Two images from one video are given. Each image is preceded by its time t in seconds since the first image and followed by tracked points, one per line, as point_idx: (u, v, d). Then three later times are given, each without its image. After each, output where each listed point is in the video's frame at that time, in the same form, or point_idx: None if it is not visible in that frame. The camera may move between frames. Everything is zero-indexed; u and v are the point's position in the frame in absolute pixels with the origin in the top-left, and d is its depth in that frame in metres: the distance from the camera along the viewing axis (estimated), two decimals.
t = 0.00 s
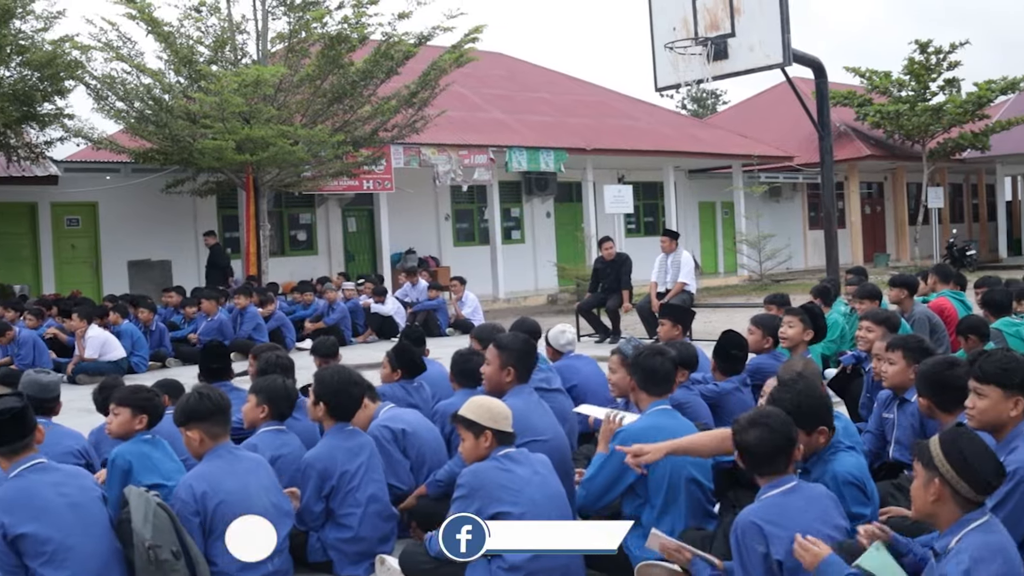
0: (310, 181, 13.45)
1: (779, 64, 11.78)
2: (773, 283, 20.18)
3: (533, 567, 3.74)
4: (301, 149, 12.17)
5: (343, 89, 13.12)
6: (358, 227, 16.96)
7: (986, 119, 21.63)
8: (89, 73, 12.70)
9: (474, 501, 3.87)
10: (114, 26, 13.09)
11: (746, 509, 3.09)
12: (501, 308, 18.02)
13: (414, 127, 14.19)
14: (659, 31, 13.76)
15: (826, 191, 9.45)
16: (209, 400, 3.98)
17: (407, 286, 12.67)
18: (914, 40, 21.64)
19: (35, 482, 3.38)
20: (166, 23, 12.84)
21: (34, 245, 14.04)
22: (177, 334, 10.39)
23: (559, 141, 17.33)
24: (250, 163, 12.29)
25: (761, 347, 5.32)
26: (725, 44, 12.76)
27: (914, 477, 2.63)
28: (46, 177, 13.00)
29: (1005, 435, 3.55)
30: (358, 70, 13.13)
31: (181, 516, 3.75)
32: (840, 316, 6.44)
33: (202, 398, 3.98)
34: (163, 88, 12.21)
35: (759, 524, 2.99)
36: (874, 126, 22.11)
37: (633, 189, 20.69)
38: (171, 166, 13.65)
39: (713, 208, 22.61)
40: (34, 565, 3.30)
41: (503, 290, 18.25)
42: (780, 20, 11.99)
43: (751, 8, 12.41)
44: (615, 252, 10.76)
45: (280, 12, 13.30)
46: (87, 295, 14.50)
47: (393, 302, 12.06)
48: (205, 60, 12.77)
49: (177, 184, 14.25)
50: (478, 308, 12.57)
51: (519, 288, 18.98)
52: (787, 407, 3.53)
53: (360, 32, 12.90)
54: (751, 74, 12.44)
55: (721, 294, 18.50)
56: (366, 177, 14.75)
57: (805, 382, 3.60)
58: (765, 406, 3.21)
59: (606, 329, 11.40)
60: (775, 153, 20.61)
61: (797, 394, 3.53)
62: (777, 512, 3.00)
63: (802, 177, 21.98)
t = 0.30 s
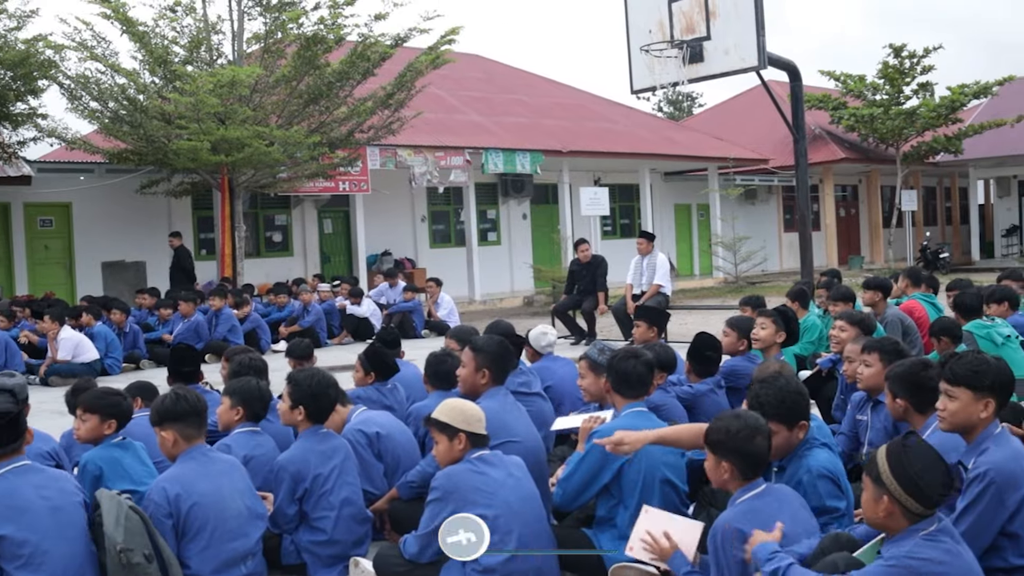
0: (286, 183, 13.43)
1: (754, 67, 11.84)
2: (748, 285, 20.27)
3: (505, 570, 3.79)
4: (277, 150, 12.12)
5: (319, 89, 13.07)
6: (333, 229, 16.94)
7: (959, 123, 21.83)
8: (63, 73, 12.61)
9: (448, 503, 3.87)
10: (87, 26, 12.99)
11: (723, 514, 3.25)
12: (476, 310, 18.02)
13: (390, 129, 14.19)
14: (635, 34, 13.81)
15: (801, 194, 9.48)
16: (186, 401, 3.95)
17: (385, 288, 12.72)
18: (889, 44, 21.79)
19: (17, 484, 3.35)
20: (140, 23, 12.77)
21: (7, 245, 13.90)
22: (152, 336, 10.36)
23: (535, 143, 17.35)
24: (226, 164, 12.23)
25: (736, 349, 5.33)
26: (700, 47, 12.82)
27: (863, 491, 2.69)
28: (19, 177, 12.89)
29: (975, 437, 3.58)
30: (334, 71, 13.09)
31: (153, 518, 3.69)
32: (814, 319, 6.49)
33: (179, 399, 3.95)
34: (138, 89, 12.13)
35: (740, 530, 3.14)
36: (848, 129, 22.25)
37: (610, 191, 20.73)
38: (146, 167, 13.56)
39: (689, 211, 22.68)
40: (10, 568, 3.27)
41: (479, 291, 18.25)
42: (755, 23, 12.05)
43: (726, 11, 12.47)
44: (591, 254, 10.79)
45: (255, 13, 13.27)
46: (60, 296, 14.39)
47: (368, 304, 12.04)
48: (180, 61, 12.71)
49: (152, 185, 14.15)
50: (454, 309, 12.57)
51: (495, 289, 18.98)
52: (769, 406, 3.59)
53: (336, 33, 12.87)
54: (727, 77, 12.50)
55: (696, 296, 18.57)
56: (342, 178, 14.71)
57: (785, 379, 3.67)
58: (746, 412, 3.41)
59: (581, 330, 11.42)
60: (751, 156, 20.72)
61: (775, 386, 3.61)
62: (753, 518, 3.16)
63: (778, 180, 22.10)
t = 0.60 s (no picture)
0: (260, 184, 13.41)
1: (728, 69, 11.92)
2: (722, 287, 20.37)
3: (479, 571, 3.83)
4: (252, 151, 12.08)
5: (294, 90, 13.01)
6: (308, 230, 16.90)
7: (932, 126, 22.03)
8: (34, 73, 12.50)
9: (422, 505, 3.86)
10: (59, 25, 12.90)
11: (693, 515, 3.27)
12: (452, 311, 18.02)
13: (366, 130, 14.16)
14: (610, 36, 13.86)
15: (774, 197, 9.53)
16: (159, 401, 3.90)
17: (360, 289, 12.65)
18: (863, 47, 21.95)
19: (19, 486, 3.36)
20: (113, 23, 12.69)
21: None
22: (126, 337, 10.32)
23: (510, 144, 17.38)
24: (200, 165, 12.17)
25: (710, 351, 5.35)
26: (675, 50, 12.87)
27: (857, 493, 2.69)
28: None
29: (945, 439, 3.60)
30: (309, 72, 13.04)
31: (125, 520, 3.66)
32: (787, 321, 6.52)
33: (152, 399, 3.91)
34: (111, 89, 12.05)
35: (716, 530, 3.16)
36: (822, 131, 22.40)
37: (585, 193, 20.77)
38: (119, 167, 13.46)
39: (664, 212, 22.75)
40: None
41: (455, 293, 18.24)
42: (729, 25, 12.11)
43: (701, 13, 12.55)
44: (566, 255, 10.83)
45: (230, 13, 13.23)
46: (32, 298, 14.26)
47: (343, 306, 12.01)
48: (154, 61, 12.64)
49: (125, 186, 14.05)
50: (429, 311, 12.57)
51: (470, 291, 18.97)
52: (740, 397, 3.73)
53: (311, 34, 12.85)
54: (701, 79, 12.56)
55: (671, 297, 18.65)
56: (316, 180, 14.66)
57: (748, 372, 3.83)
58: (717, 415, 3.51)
59: (556, 332, 11.44)
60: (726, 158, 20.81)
61: (743, 376, 3.78)
62: (722, 518, 3.19)
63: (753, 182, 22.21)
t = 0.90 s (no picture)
0: (238, 185, 13.38)
1: (705, 70, 11.96)
2: (701, 287, 20.44)
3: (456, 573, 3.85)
4: (229, 152, 12.02)
5: (271, 91, 12.95)
6: (286, 231, 16.85)
7: (908, 127, 22.17)
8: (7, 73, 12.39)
9: (400, 507, 3.86)
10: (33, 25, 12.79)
11: (664, 517, 3.29)
12: (431, 312, 18.00)
13: (343, 131, 14.11)
14: (587, 37, 13.88)
15: (752, 197, 9.55)
16: (131, 403, 3.87)
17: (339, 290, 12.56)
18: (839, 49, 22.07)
19: (15, 488, 3.31)
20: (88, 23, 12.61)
21: None
22: (103, 339, 10.27)
23: (489, 145, 17.38)
24: (177, 166, 12.11)
25: (688, 351, 5.38)
26: (652, 50, 12.89)
27: (857, 492, 2.76)
28: None
29: (916, 438, 3.64)
30: (286, 73, 12.98)
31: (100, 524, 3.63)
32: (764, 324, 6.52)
33: (125, 401, 3.87)
34: (86, 89, 11.97)
35: (688, 529, 3.18)
36: (799, 132, 22.51)
37: (563, 194, 20.79)
38: (94, 168, 13.36)
39: (642, 213, 22.80)
40: None
41: (433, 294, 18.23)
42: (706, 27, 12.15)
43: (678, 15, 12.59)
44: (543, 256, 10.84)
45: (207, 13, 13.18)
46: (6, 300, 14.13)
47: (320, 308, 11.98)
48: (130, 61, 12.57)
49: (100, 187, 13.95)
50: (407, 311, 12.56)
51: (449, 292, 18.96)
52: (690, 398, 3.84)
53: (288, 34, 12.82)
54: (678, 80, 12.60)
55: (650, 298, 18.70)
56: (294, 181, 14.61)
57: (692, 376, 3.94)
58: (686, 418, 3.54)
59: (534, 332, 11.45)
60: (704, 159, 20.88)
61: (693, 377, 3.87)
62: (691, 517, 3.20)
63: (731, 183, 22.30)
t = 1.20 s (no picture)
0: (216, 185, 13.35)
1: (684, 71, 12.00)
2: (680, 287, 20.50)
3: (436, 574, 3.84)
4: (207, 153, 11.98)
5: (249, 91, 12.90)
6: (265, 232, 16.80)
7: (885, 127, 22.30)
8: None
9: (378, 507, 3.85)
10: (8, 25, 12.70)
11: (640, 516, 3.30)
12: (410, 312, 17.99)
13: (322, 132, 14.07)
14: (565, 38, 13.90)
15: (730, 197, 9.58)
16: (110, 405, 3.86)
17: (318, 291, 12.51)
18: (817, 49, 22.18)
19: None
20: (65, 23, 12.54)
21: None
22: (80, 340, 10.23)
23: (467, 146, 17.39)
24: (155, 167, 12.07)
25: (666, 351, 5.40)
26: (630, 51, 12.93)
27: (826, 490, 2.78)
28: None
29: (888, 437, 3.67)
30: (265, 74, 12.93)
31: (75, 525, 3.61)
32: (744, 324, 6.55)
33: (102, 402, 3.86)
34: (63, 90, 11.90)
35: (666, 528, 3.18)
36: (777, 133, 22.60)
37: (542, 194, 20.82)
38: (70, 169, 13.27)
39: (621, 213, 22.85)
40: None
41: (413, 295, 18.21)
42: (685, 27, 12.17)
43: (656, 15, 12.62)
44: (523, 256, 10.85)
45: (185, 13, 13.13)
46: None
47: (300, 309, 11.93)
48: (107, 61, 12.51)
49: (78, 188, 13.88)
50: (386, 312, 12.56)
51: (428, 293, 18.94)
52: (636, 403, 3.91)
53: (266, 35, 12.80)
54: (656, 80, 12.64)
55: (629, 298, 18.74)
56: (273, 181, 14.56)
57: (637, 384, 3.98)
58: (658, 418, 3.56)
59: (514, 333, 11.46)
60: (682, 159, 20.94)
61: (641, 384, 3.96)
62: (670, 515, 3.21)
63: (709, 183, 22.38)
